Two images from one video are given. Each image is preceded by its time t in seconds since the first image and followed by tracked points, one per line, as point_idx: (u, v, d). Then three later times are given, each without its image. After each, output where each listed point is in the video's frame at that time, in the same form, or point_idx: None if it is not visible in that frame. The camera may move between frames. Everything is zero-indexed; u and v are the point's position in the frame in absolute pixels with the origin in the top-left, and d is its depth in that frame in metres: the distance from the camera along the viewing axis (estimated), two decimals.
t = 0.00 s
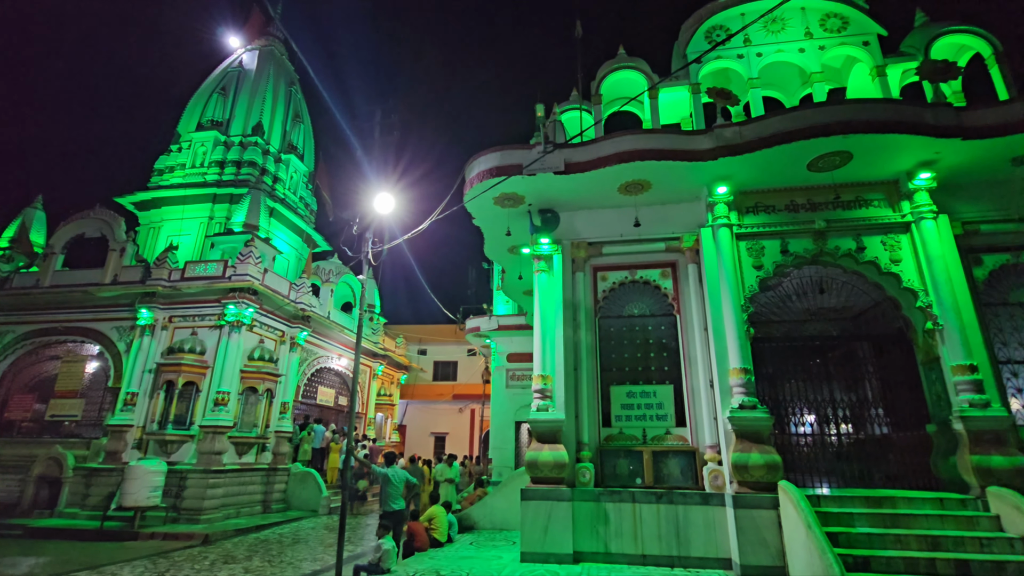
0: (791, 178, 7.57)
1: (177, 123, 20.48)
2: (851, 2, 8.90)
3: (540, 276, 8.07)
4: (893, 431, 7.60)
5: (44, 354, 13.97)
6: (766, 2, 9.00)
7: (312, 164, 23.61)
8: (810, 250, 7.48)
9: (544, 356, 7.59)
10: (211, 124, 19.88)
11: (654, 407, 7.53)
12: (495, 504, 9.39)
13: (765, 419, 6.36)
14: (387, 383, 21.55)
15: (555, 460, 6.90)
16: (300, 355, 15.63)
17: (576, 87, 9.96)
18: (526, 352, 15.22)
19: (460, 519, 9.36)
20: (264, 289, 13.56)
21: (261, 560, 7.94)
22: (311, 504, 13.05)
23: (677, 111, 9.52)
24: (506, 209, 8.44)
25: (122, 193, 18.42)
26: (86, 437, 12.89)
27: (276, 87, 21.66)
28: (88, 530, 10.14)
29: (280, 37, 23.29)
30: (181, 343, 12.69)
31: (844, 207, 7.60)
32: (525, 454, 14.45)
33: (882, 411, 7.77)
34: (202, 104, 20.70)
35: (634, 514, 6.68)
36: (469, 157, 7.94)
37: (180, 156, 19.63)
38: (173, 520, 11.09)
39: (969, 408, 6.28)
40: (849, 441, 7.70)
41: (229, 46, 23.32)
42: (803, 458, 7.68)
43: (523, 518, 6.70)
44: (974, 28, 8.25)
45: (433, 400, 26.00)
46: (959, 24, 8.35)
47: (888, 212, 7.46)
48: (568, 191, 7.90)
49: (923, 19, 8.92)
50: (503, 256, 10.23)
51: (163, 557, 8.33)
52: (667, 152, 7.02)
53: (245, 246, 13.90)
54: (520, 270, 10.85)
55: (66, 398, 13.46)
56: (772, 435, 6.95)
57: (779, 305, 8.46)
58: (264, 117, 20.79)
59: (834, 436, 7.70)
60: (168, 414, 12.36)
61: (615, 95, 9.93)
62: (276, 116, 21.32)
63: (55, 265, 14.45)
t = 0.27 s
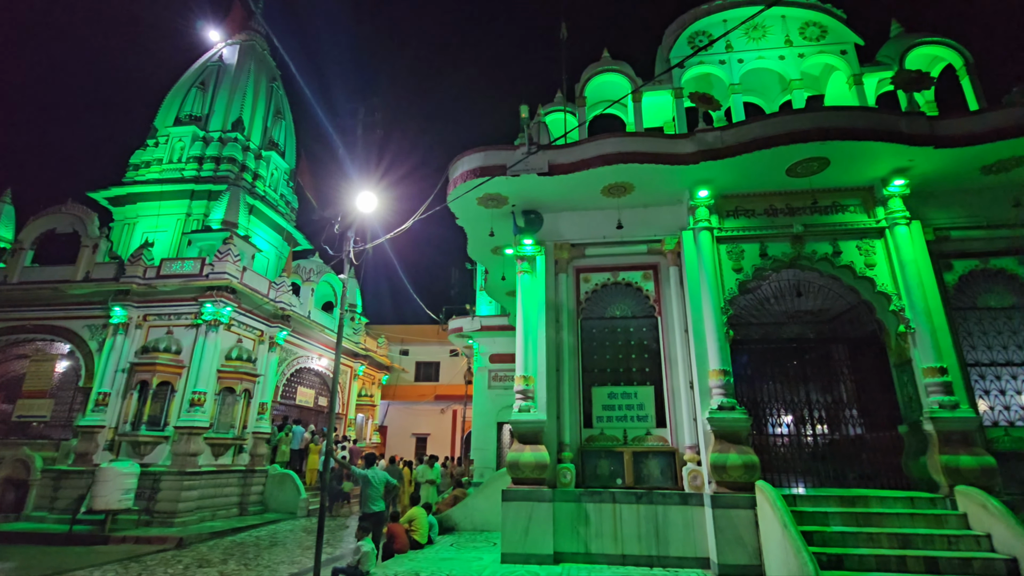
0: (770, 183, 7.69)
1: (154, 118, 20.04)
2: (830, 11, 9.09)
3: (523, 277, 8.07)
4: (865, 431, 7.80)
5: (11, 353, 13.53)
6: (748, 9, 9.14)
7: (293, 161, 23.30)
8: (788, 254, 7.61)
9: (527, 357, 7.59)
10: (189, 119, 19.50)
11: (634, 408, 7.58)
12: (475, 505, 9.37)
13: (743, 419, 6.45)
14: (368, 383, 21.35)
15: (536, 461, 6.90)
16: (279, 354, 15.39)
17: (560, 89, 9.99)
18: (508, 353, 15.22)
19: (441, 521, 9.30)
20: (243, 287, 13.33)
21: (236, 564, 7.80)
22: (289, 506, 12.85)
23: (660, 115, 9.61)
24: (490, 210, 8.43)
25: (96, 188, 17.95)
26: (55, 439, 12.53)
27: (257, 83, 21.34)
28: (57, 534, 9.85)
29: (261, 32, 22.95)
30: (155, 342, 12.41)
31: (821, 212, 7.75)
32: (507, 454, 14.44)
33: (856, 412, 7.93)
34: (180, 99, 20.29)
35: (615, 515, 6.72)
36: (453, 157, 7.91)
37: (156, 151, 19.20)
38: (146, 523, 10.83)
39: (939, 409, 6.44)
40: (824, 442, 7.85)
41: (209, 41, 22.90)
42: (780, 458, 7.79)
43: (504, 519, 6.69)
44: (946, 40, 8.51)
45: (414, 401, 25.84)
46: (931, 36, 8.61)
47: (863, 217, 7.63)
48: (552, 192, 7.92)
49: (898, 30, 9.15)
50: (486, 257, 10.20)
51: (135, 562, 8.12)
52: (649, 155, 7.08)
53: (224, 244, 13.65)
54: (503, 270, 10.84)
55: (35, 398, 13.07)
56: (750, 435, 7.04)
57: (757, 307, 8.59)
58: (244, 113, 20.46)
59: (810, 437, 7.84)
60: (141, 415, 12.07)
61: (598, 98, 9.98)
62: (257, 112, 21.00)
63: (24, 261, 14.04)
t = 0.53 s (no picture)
0: (750, 187, 7.81)
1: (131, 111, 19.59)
2: (809, 20, 9.28)
3: (506, 278, 8.07)
4: (841, 432, 7.90)
5: None
6: (730, 15, 9.28)
7: (275, 158, 22.98)
8: (767, 257, 7.73)
9: (509, 357, 7.59)
10: (167, 113, 19.10)
11: (616, 409, 7.63)
12: (456, 506, 9.34)
13: (722, 420, 6.53)
14: (349, 383, 21.14)
15: (518, 461, 6.90)
16: (258, 354, 15.16)
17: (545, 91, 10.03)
18: (491, 354, 15.21)
19: (421, 522, 9.24)
20: (221, 285, 13.10)
21: (212, 567, 7.66)
22: (267, 507, 12.65)
23: (644, 118, 9.69)
24: (474, 210, 8.41)
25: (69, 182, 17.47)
26: (23, 440, 12.17)
27: (237, 77, 21.00)
28: (23, 538, 9.56)
29: (243, 26, 22.59)
30: (129, 341, 12.13)
31: (799, 216, 7.90)
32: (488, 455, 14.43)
33: (832, 412, 8.09)
34: (158, 92, 19.87)
35: (595, 515, 6.75)
36: (437, 156, 7.88)
37: (133, 145, 18.77)
38: (118, 526, 10.55)
39: (910, 410, 6.61)
40: (801, 442, 8.00)
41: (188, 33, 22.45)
42: (758, 458, 7.91)
43: (485, 520, 6.68)
44: (919, 51, 8.76)
45: (396, 401, 25.66)
46: (906, 46, 8.86)
47: (839, 222, 7.79)
48: (536, 193, 7.93)
49: (875, 39, 9.37)
50: (469, 257, 10.18)
51: (106, 566, 7.92)
52: (632, 158, 7.15)
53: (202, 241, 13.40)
54: (486, 270, 10.81)
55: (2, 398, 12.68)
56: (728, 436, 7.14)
57: (737, 309, 8.72)
58: (225, 108, 20.12)
59: (787, 437, 7.98)
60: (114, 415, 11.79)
61: (583, 100, 10.04)
62: (237, 107, 20.67)
63: None
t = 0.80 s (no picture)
0: (732, 190, 7.92)
1: (107, 103, 19.13)
2: (790, 27, 9.43)
3: (490, 278, 8.07)
4: (817, 432, 8.10)
5: None
6: (713, 20, 9.39)
7: (256, 153, 22.64)
8: (747, 259, 7.84)
9: (492, 357, 7.59)
10: (144, 106, 18.69)
11: (598, 409, 7.67)
12: (438, 506, 9.30)
13: (702, 420, 6.60)
14: (330, 383, 20.90)
15: (500, 461, 6.89)
16: (237, 353, 14.92)
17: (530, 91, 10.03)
18: (474, 353, 15.17)
19: (402, 522, 9.17)
20: (199, 282, 12.85)
21: (186, 569, 7.51)
22: (244, 509, 12.44)
23: (628, 120, 9.75)
24: (458, 209, 8.38)
25: (41, 175, 16.99)
26: None
27: (218, 71, 20.64)
28: None
29: (224, 19, 22.20)
30: (103, 338, 11.84)
31: (779, 220, 8.02)
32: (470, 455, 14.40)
33: (809, 413, 8.24)
34: (136, 85, 19.44)
35: (576, 515, 6.77)
36: (421, 154, 7.83)
37: (108, 138, 18.34)
38: (89, 528, 10.28)
39: (884, 410, 6.75)
40: (779, 442, 8.13)
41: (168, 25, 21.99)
42: (737, 457, 8.03)
43: (466, 520, 6.66)
44: (895, 59, 8.96)
45: (378, 401, 25.45)
46: (884, 54, 9.04)
47: (818, 226, 7.93)
48: (521, 193, 7.93)
49: (854, 47, 9.56)
50: (453, 256, 10.14)
51: (75, 569, 7.70)
52: (616, 160, 7.20)
53: (179, 237, 13.14)
54: (470, 270, 10.78)
55: None
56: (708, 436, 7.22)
57: (718, 311, 8.84)
58: (204, 102, 19.75)
59: (766, 437, 8.11)
60: (86, 414, 11.49)
61: (568, 101, 10.07)
62: (218, 102, 20.31)
63: None
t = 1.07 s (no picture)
0: (714, 193, 8.02)
1: (82, 95, 18.67)
2: (772, 32, 9.58)
3: (475, 277, 8.06)
4: (796, 432, 8.13)
5: None
6: (698, 24, 9.50)
7: (237, 149, 22.28)
8: (729, 261, 7.94)
9: (476, 356, 7.57)
10: (122, 98, 18.27)
11: (581, 408, 7.70)
12: (420, 507, 9.25)
13: (683, 420, 6.67)
14: (311, 382, 20.66)
15: (482, 461, 6.89)
16: (216, 351, 14.68)
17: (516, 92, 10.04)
18: (458, 353, 15.13)
19: (383, 522, 9.10)
20: (177, 279, 12.61)
21: (161, 572, 7.36)
22: (222, 509, 12.24)
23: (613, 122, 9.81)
24: (443, 208, 8.35)
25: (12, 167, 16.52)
26: None
27: (199, 64, 20.28)
28: None
29: (205, 11, 21.81)
30: (76, 336, 11.56)
31: (760, 223, 8.14)
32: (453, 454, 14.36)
33: (788, 413, 8.38)
34: (113, 76, 19.00)
35: (559, 514, 6.80)
36: (406, 152, 7.78)
37: (84, 131, 17.89)
38: (60, 530, 10.02)
39: (860, 410, 6.90)
40: (758, 441, 8.26)
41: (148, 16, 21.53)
42: (717, 456, 8.14)
43: (448, 520, 6.64)
44: (873, 67, 9.15)
45: (360, 401, 25.23)
46: (861, 62, 9.24)
47: (797, 229, 8.07)
48: (506, 192, 7.93)
49: (833, 54, 9.75)
50: (438, 255, 10.10)
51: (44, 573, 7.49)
52: (601, 161, 7.23)
53: (157, 233, 12.87)
54: (454, 269, 10.74)
55: None
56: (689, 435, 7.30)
57: (700, 312, 8.95)
58: (184, 95, 19.39)
59: (746, 437, 8.22)
60: (58, 413, 11.20)
61: (553, 102, 10.09)
62: (198, 95, 19.95)
63: None
